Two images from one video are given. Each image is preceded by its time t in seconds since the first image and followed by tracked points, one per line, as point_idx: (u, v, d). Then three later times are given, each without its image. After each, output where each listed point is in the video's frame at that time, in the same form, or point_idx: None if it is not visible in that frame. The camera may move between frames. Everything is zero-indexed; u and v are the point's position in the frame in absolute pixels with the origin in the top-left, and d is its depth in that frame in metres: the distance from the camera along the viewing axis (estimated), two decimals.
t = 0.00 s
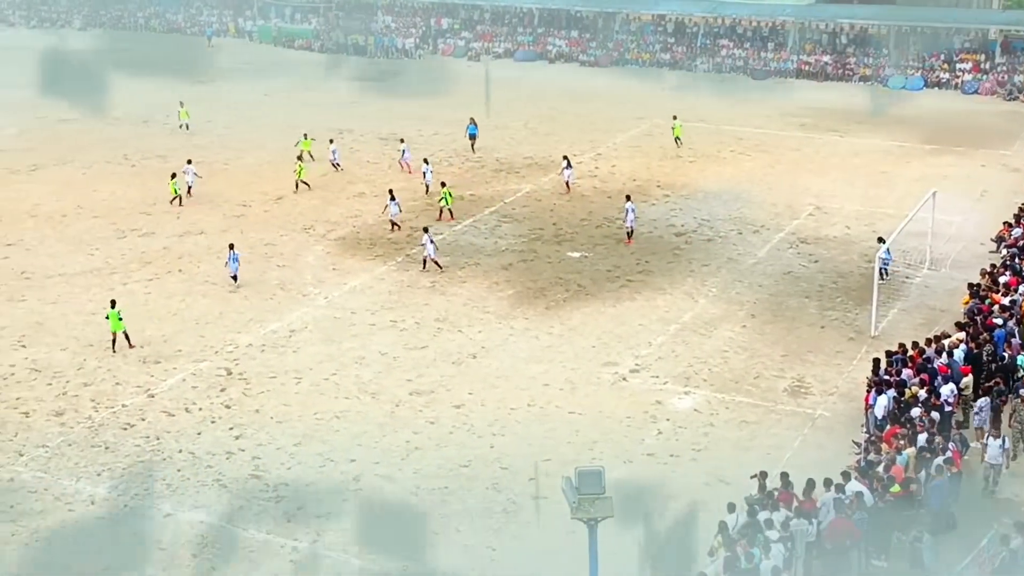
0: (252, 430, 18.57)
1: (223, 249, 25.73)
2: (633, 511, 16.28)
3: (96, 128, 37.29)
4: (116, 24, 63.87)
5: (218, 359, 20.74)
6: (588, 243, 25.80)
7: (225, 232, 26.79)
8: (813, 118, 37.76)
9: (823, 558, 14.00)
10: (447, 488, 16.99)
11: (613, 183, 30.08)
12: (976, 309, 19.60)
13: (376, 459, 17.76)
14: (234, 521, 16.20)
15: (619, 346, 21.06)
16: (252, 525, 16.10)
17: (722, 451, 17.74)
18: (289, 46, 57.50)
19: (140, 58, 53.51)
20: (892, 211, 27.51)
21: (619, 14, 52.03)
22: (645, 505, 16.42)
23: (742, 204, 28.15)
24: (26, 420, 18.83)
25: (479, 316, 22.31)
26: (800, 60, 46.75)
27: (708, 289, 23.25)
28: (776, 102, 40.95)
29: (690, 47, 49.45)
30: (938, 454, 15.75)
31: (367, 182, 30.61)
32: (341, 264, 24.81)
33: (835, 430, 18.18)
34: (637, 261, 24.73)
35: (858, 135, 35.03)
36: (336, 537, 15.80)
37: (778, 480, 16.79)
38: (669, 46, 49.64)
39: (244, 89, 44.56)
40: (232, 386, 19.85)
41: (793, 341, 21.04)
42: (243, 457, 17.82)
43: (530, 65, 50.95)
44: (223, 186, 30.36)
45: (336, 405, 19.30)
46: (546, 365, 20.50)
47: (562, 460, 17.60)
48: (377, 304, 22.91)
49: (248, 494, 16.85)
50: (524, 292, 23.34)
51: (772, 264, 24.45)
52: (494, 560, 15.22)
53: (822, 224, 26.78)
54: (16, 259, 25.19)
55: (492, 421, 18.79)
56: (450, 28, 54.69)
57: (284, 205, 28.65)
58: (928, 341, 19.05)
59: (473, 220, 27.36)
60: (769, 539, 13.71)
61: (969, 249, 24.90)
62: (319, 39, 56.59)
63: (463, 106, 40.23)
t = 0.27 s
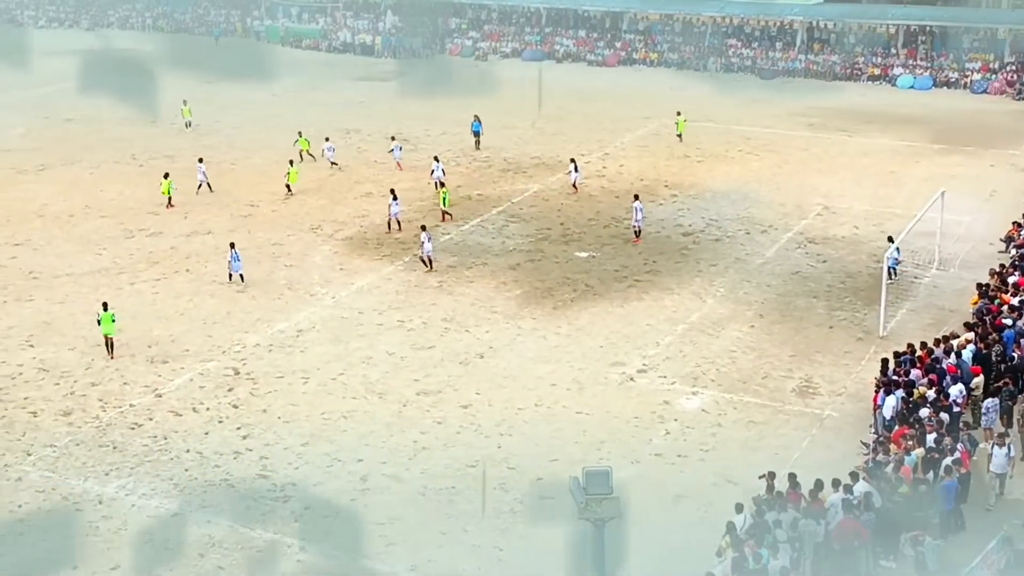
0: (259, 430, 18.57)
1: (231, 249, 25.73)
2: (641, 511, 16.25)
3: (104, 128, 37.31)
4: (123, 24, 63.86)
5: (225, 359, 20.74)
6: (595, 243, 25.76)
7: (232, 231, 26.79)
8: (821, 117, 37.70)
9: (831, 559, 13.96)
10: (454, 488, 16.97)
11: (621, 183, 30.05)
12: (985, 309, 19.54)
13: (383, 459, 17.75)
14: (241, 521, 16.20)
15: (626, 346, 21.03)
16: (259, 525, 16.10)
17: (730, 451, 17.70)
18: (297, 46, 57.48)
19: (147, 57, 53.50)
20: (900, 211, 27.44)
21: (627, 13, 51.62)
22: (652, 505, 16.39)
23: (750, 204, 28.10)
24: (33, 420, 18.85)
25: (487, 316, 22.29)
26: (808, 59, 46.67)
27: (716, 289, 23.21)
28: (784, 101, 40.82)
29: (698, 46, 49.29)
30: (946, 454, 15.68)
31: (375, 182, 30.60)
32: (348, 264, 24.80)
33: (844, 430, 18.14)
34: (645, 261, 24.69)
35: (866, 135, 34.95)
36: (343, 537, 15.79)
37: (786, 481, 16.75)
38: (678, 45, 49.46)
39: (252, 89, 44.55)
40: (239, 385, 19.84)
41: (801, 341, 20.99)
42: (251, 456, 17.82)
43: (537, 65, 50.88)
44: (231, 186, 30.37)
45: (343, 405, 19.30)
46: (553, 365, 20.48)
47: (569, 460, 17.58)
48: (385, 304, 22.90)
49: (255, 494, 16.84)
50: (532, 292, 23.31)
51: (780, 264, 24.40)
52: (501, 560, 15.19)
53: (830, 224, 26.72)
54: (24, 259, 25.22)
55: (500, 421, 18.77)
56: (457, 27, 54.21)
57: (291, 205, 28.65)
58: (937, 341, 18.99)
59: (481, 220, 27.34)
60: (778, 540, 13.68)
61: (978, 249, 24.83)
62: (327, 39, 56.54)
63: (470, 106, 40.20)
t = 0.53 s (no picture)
0: (266, 429, 18.60)
1: (238, 249, 25.76)
2: (648, 511, 16.25)
3: (112, 128, 37.39)
4: (131, 25, 63.93)
5: (232, 358, 20.77)
6: (602, 243, 25.77)
7: (239, 231, 26.82)
8: (828, 117, 37.69)
9: (838, 559, 13.95)
10: (461, 488, 16.98)
11: (628, 183, 30.05)
12: (993, 309, 19.52)
13: (390, 459, 17.76)
14: (248, 521, 16.22)
15: (633, 346, 21.04)
16: (268, 524, 16.14)
17: (737, 452, 17.70)
18: (304, 46, 57.52)
19: (154, 58, 53.58)
20: (907, 211, 27.41)
21: (634, 14, 51.75)
22: (659, 505, 16.39)
23: (757, 204, 28.09)
24: (41, 420, 18.90)
25: (493, 316, 22.30)
26: (815, 59, 46.60)
27: (722, 289, 23.20)
28: (791, 101, 40.78)
29: (705, 46, 49.24)
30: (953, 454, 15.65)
31: (382, 182, 30.63)
32: (355, 264, 24.83)
33: (851, 430, 18.12)
34: (652, 261, 24.69)
35: (873, 135, 34.91)
36: (351, 536, 15.82)
37: (793, 481, 16.74)
38: (684, 45, 49.41)
39: (259, 89, 44.59)
40: (246, 385, 19.88)
41: (808, 341, 20.98)
42: (258, 456, 17.85)
43: (544, 65, 50.90)
44: (238, 186, 30.40)
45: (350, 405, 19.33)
46: (560, 365, 20.49)
47: (576, 460, 17.59)
48: (391, 303, 22.93)
49: (263, 494, 16.87)
50: (539, 292, 23.31)
51: (786, 264, 24.38)
52: (509, 560, 15.20)
53: (838, 224, 26.70)
54: (32, 258, 25.28)
55: (506, 421, 18.79)
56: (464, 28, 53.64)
57: (298, 205, 28.67)
58: (944, 341, 18.98)
59: (487, 220, 27.35)
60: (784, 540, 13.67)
61: (985, 249, 24.80)
62: (333, 39, 56.54)
63: (477, 106, 40.22)
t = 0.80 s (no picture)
0: (274, 430, 18.63)
1: (245, 249, 25.81)
2: (655, 512, 16.26)
3: (120, 129, 37.49)
4: (140, 26, 64.09)
5: (240, 359, 20.82)
6: (608, 244, 25.77)
7: (247, 232, 26.87)
8: (836, 118, 37.69)
9: (846, 561, 13.93)
10: (468, 489, 17.00)
11: (635, 184, 30.06)
12: (1001, 311, 19.49)
13: (397, 460, 17.78)
14: (256, 521, 16.25)
15: (640, 347, 21.04)
16: (275, 524, 16.17)
17: (744, 453, 17.69)
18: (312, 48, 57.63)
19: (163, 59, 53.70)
20: (915, 212, 27.37)
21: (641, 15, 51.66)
22: (666, 506, 16.39)
23: (764, 205, 28.07)
24: (49, 420, 18.95)
25: (500, 316, 22.32)
26: (823, 61, 46.71)
27: (729, 290, 23.20)
28: (798, 102, 40.74)
29: (712, 47, 49.22)
30: (961, 455, 15.63)
31: (389, 183, 30.66)
32: (362, 265, 24.87)
33: (858, 431, 18.11)
34: (658, 262, 24.70)
35: (881, 136, 34.88)
36: (358, 537, 15.84)
37: (800, 482, 16.73)
38: (692, 46, 49.48)
39: (266, 90, 44.67)
40: (253, 386, 19.91)
41: (815, 343, 20.96)
42: (266, 457, 17.88)
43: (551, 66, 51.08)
44: (245, 187, 30.46)
45: (357, 406, 19.34)
46: (567, 366, 20.49)
47: (583, 461, 17.60)
48: (399, 304, 22.95)
49: (270, 494, 16.90)
50: (546, 293, 23.32)
51: (794, 265, 24.36)
52: (515, 560, 15.21)
53: (845, 225, 26.67)
54: (41, 259, 25.36)
55: (513, 422, 18.80)
56: (471, 29, 54.30)
57: (306, 206, 28.72)
58: (952, 342, 18.95)
59: (495, 221, 27.37)
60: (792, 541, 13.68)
61: (993, 251, 24.76)
62: (341, 41, 56.64)
63: (485, 107, 40.27)
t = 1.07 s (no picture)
0: (281, 430, 18.65)
1: (253, 250, 25.83)
2: (663, 513, 16.24)
3: (128, 130, 37.54)
4: (148, 27, 64.17)
5: (248, 359, 20.83)
6: (616, 245, 25.75)
7: (255, 233, 26.89)
8: (844, 120, 37.65)
9: (853, 562, 13.92)
10: (475, 490, 17.00)
11: (643, 185, 30.04)
12: (1009, 312, 19.45)
13: (404, 461, 17.78)
14: (262, 522, 16.27)
15: (647, 348, 21.02)
16: (282, 525, 16.17)
17: (751, 454, 17.68)
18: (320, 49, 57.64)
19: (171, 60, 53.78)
20: (923, 214, 27.32)
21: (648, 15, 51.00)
22: (672, 507, 16.38)
23: (772, 207, 28.03)
24: (57, 420, 18.99)
25: (508, 317, 22.31)
26: (830, 62, 46.52)
27: (737, 291, 23.17)
28: (806, 104, 40.65)
29: (720, 48, 49.06)
30: (969, 458, 15.60)
31: (397, 184, 30.66)
32: (370, 266, 24.88)
33: (865, 433, 18.08)
34: (666, 263, 24.68)
35: (889, 137, 34.82)
36: (365, 538, 15.85)
37: (808, 483, 16.70)
38: (700, 48, 49.28)
39: (274, 91, 44.70)
40: (261, 387, 19.93)
41: (823, 345, 20.93)
42: (273, 457, 17.89)
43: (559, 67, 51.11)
44: (253, 188, 30.49)
45: (364, 407, 19.35)
46: (574, 367, 20.48)
47: (590, 462, 17.59)
48: (406, 305, 22.96)
49: (277, 495, 16.91)
50: (553, 294, 23.31)
51: (801, 267, 24.33)
52: (522, 561, 15.21)
53: (853, 227, 26.63)
54: (49, 260, 25.41)
55: (521, 423, 18.79)
56: (479, 30, 54.41)
57: (314, 207, 28.74)
58: (960, 344, 18.91)
59: (502, 222, 27.36)
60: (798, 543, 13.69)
61: (1002, 253, 24.70)
62: (349, 41, 56.64)
63: (492, 108, 40.28)
